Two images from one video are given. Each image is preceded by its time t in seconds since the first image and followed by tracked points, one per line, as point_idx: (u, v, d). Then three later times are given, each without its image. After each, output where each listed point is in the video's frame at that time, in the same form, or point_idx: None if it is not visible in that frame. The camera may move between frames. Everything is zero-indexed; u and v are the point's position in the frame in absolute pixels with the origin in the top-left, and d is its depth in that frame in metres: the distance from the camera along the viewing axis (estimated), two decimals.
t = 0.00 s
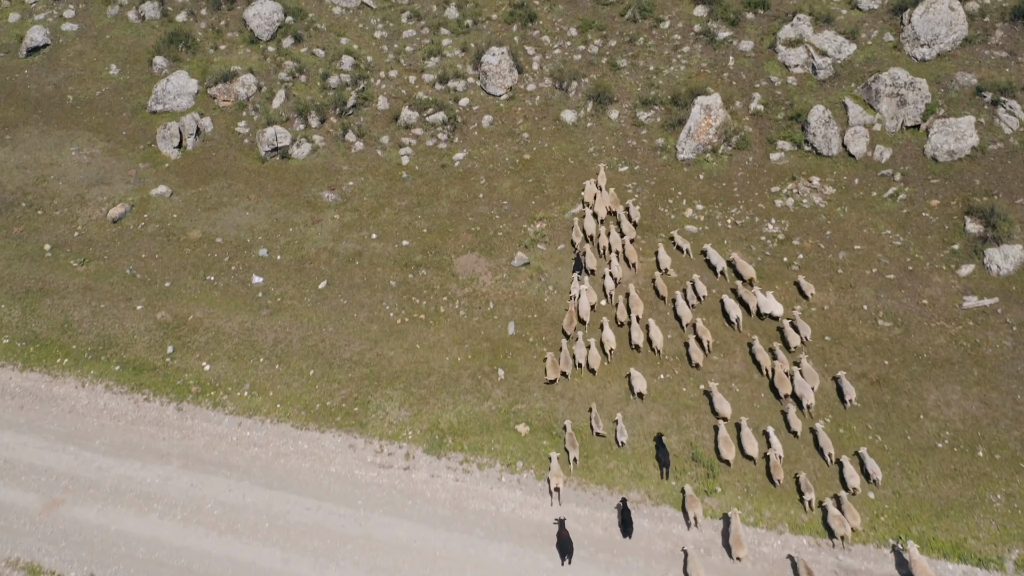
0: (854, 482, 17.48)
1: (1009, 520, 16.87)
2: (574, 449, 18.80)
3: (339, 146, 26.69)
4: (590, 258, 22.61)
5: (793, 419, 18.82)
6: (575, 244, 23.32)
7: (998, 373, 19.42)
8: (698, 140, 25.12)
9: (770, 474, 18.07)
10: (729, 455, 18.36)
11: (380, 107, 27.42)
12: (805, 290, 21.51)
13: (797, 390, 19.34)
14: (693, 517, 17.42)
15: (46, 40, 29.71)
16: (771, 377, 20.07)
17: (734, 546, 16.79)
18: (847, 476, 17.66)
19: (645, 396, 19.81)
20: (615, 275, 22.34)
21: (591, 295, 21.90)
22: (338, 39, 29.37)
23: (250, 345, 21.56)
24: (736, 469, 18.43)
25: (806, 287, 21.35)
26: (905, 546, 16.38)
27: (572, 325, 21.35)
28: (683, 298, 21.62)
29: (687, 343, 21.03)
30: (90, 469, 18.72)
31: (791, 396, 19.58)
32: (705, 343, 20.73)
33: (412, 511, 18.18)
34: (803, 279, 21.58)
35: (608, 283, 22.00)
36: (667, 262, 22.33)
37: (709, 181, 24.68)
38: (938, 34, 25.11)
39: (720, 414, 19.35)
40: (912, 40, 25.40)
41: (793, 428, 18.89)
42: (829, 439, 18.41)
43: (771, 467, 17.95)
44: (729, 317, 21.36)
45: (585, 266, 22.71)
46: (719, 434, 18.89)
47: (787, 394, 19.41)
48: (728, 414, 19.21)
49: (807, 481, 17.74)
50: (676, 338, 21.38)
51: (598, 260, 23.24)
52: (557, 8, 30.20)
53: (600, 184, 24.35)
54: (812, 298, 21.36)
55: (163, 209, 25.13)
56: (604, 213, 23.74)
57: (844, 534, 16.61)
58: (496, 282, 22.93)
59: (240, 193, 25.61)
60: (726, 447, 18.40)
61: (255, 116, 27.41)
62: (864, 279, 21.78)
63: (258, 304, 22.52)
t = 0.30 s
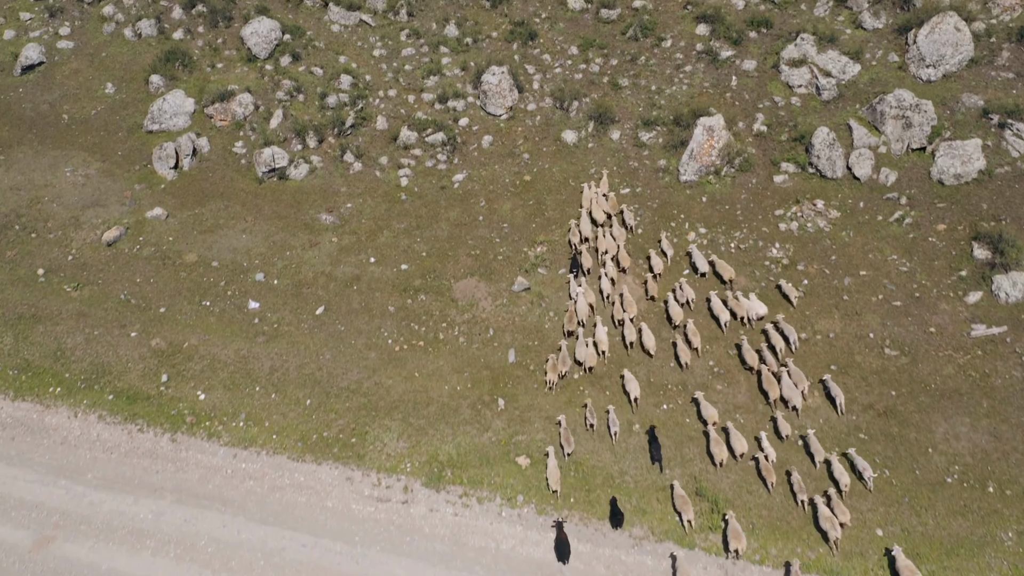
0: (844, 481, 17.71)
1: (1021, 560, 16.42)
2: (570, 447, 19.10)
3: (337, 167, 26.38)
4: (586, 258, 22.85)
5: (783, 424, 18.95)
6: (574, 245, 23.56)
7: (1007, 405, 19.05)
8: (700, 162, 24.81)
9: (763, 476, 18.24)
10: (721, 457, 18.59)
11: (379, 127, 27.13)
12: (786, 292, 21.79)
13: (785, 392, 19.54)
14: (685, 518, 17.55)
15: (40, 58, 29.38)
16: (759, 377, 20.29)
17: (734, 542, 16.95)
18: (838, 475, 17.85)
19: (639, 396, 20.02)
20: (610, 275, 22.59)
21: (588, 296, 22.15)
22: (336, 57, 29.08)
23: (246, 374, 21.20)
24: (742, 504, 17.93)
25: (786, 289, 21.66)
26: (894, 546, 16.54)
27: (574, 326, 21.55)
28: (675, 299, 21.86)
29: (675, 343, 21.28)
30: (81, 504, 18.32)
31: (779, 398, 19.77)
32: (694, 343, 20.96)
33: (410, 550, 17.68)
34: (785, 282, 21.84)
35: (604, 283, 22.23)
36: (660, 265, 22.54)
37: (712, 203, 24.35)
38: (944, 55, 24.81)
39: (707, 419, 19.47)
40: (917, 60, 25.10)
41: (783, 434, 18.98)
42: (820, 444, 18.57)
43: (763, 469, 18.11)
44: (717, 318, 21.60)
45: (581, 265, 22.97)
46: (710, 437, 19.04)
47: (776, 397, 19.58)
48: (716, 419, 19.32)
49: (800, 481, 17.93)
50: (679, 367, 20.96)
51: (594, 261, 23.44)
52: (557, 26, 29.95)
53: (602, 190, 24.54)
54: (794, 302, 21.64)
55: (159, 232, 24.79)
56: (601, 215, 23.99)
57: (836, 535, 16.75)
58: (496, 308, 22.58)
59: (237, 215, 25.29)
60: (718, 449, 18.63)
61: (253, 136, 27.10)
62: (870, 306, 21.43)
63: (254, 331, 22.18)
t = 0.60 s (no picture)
0: (835, 486, 17.74)
1: None
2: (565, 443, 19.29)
3: (335, 189, 26.08)
4: (580, 259, 23.01)
5: (771, 428, 19.04)
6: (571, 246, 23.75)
7: (1017, 437, 18.59)
8: (703, 184, 24.49)
9: (754, 483, 18.18)
10: (712, 464, 18.47)
11: (378, 147, 26.86)
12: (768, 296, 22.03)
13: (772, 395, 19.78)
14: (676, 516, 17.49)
15: (36, 76, 29.11)
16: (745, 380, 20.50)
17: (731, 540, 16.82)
18: (829, 479, 17.90)
19: (633, 396, 20.16)
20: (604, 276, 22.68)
21: (584, 297, 22.31)
22: (334, 76, 28.86)
23: (242, 403, 20.77)
24: (748, 540, 17.12)
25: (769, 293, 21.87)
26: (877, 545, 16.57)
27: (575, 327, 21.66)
28: (667, 301, 22.01)
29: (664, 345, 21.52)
30: (70, 541, 17.65)
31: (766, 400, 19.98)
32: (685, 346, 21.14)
33: None
34: (768, 286, 22.03)
35: (599, 284, 22.42)
36: (652, 271, 22.78)
37: (715, 227, 24.04)
38: (950, 75, 24.53)
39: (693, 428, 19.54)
40: (923, 81, 24.86)
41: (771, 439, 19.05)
42: (810, 453, 18.49)
43: (754, 474, 18.09)
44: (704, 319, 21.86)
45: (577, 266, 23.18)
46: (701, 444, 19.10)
47: (764, 399, 19.74)
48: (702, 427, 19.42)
49: (790, 484, 18.00)
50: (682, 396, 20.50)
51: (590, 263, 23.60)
52: (558, 44, 29.76)
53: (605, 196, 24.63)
54: (777, 306, 21.87)
55: (154, 255, 24.44)
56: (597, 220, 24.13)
57: (828, 537, 16.65)
58: (496, 334, 22.23)
59: (233, 238, 24.98)
60: (709, 455, 18.58)
61: (250, 156, 26.78)
62: (876, 333, 21.08)
63: (251, 358, 21.82)
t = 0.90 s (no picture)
0: (826, 491, 17.81)
1: None
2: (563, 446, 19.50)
3: (333, 211, 25.77)
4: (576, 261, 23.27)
5: (759, 432, 19.20)
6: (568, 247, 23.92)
7: None
8: (706, 207, 24.18)
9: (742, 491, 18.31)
10: (704, 473, 18.62)
11: (376, 168, 26.60)
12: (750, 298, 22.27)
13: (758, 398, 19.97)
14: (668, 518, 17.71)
15: (30, 94, 28.81)
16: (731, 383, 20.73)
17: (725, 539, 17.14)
18: (820, 486, 17.96)
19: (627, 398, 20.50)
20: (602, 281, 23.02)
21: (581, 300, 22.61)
22: (332, 94, 28.58)
23: (237, 434, 20.30)
24: None
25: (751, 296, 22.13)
26: (855, 547, 16.73)
27: (574, 330, 21.89)
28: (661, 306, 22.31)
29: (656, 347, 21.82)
30: None
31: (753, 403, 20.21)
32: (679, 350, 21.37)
33: None
34: (751, 289, 22.30)
35: (595, 288, 22.74)
36: (644, 278, 22.98)
37: (718, 250, 23.71)
38: (956, 97, 24.25)
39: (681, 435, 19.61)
40: (928, 102, 24.58)
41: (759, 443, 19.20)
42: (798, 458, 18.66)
43: (742, 484, 18.24)
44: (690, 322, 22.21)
45: (573, 269, 23.39)
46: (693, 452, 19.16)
47: (750, 403, 19.98)
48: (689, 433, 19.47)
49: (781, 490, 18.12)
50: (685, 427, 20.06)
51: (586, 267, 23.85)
52: (558, 63, 29.55)
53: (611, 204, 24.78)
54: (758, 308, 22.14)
55: (149, 279, 24.10)
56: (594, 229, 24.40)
57: (815, 544, 16.80)
58: (496, 361, 21.86)
59: (229, 261, 24.65)
60: (700, 464, 18.66)
61: (246, 177, 26.47)
62: (882, 362, 20.71)
63: (247, 386, 21.45)
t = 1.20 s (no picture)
0: (816, 496, 17.94)
1: None
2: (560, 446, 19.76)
3: (331, 232, 25.43)
4: (570, 264, 23.59)
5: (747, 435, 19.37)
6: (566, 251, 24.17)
7: None
8: (708, 230, 23.86)
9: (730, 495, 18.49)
10: (695, 477, 18.79)
11: (375, 190, 26.30)
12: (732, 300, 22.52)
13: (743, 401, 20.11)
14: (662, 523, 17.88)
15: (25, 113, 28.51)
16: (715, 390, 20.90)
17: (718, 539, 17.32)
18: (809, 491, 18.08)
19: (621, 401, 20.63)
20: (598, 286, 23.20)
21: (577, 302, 22.85)
22: (330, 113, 28.32)
23: (231, 465, 19.79)
24: None
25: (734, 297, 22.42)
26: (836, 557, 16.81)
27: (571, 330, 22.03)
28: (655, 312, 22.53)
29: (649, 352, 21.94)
30: None
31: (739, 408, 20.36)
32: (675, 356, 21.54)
33: None
34: (733, 291, 22.53)
35: (587, 290, 22.99)
36: (637, 283, 23.16)
37: (721, 274, 23.37)
38: (962, 118, 23.98)
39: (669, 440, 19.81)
40: (934, 124, 24.33)
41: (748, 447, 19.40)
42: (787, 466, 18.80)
43: (730, 487, 18.39)
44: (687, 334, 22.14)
45: (567, 271, 23.65)
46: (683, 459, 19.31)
47: (734, 408, 20.14)
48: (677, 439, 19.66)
49: (769, 495, 18.27)
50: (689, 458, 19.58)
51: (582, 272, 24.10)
52: (558, 82, 29.31)
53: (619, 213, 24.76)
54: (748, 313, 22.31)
55: (144, 303, 23.74)
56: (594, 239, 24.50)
57: (805, 554, 16.84)
58: (496, 390, 21.46)
59: (225, 284, 24.29)
60: (691, 470, 18.82)
61: (243, 198, 26.14)
62: (889, 391, 20.32)
63: (242, 415, 21.04)
